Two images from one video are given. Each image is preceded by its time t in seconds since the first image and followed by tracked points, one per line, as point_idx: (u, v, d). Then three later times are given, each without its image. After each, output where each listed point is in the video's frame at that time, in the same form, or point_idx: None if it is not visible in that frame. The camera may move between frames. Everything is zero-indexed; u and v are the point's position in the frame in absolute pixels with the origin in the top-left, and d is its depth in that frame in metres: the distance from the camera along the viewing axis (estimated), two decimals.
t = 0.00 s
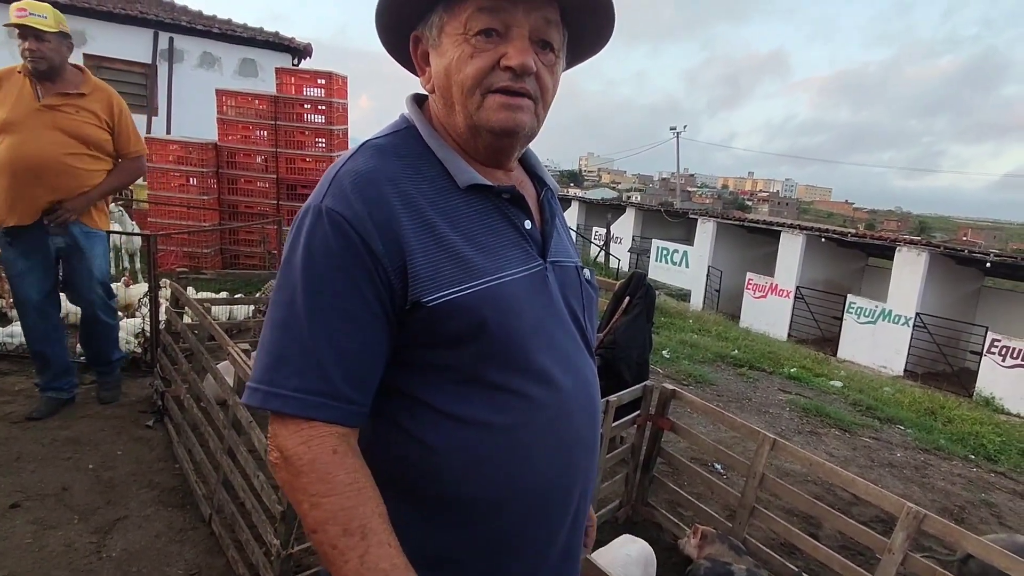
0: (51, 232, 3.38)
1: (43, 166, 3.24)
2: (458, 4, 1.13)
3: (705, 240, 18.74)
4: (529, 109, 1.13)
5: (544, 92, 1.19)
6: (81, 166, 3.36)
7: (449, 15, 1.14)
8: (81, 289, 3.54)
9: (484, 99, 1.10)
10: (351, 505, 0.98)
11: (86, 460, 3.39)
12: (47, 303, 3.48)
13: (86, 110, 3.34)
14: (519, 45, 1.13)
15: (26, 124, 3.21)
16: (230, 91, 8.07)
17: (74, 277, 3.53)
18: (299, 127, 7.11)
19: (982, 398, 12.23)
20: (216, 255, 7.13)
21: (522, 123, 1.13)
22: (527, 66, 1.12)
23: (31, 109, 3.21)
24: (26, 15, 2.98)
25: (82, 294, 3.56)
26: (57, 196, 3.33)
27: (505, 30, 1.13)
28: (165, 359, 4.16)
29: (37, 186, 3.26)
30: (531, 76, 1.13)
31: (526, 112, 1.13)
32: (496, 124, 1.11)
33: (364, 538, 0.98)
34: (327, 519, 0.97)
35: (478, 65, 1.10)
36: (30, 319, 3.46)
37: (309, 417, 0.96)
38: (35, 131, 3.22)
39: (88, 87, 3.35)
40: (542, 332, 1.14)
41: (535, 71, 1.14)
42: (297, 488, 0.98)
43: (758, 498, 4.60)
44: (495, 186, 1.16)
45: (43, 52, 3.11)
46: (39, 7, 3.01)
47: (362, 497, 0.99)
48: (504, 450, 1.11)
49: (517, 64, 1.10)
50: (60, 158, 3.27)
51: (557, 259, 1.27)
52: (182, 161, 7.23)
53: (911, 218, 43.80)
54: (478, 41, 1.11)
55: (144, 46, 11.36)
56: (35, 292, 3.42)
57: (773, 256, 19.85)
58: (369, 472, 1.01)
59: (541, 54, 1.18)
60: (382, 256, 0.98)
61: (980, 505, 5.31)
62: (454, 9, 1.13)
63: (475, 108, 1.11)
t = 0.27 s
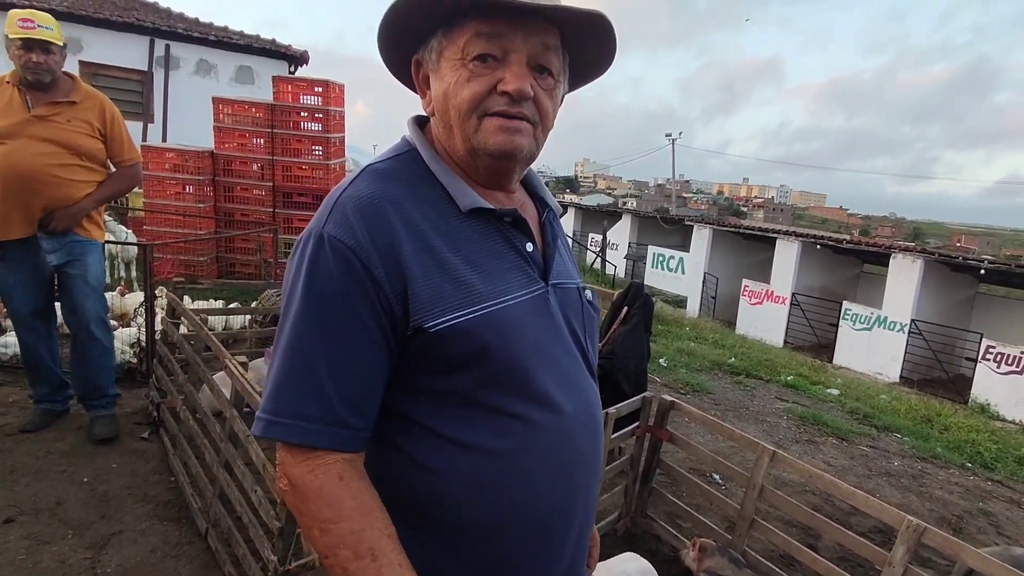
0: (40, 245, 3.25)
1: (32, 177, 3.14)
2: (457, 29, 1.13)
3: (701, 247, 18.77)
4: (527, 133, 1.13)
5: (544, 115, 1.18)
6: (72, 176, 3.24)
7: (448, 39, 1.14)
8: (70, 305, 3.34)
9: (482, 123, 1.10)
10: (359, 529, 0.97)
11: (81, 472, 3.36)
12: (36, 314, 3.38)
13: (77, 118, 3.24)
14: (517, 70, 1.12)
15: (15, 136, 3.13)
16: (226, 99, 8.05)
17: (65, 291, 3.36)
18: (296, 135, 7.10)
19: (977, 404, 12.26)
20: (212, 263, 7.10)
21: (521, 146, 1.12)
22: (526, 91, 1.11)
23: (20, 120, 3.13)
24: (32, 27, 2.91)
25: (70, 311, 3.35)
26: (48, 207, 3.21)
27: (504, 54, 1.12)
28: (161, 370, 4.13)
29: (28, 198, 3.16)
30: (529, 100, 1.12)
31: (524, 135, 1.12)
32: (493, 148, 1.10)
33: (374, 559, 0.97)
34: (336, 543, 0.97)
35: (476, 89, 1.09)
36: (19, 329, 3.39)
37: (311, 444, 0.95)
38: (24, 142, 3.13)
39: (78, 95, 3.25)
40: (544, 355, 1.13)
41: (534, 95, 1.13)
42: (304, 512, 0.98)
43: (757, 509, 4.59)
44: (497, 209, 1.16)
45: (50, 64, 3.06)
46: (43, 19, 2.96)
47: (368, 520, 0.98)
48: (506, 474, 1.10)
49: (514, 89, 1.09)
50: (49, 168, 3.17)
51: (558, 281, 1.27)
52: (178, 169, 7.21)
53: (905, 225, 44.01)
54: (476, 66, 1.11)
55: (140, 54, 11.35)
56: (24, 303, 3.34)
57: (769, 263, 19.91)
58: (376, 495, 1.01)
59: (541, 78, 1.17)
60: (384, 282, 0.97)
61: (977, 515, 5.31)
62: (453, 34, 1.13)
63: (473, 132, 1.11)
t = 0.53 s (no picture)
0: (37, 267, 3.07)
1: (31, 194, 2.95)
2: (459, 48, 1.13)
3: (697, 255, 18.82)
4: (528, 151, 1.13)
5: (545, 133, 1.19)
6: (74, 195, 3.04)
7: (450, 58, 1.14)
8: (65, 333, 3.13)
9: (483, 141, 1.10)
10: (361, 553, 0.97)
11: (75, 485, 3.32)
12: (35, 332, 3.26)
13: (85, 135, 3.04)
14: (519, 89, 1.13)
15: (19, 149, 2.94)
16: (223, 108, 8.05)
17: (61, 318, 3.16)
18: (293, 144, 7.10)
19: (973, 413, 12.28)
20: (208, 272, 7.07)
21: (522, 165, 1.13)
22: (527, 110, 1.11)
23: (27, 133, 2.95)
24: (58, 42, 2.82)
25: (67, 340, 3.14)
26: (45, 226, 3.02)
27: (506, 74, 1.12)
28: (157, 381, 4.10)
29: (23, 215, 2.97)
30: (530, 119, 1.13)
31: (526, 154, 1.13)
32: (495, 166, 1.11)
33: None
34: (337, 569, 0.96)
35: (477, 108, 1.10)
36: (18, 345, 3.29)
37: (314, 465, 0.95)
38: (27, 156, 2.94)
39: (89, 111, 3.05)
40: (547, 372, 1.13)
41: (535, 114, 1.14)
42: (306, 536, 0.97)
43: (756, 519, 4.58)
44: (500, 225, 1.16)
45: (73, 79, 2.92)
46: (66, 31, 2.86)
47: (371, 544, 0.98)
48: (510, 492, 1.10)
49: (515, 109, 1.09)
50: (49, 186, 2.98)
51: (562, 296, 1.26)
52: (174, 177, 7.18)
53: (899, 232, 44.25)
54: (477, 85, 1.11)
55: (137, 62, 11.33)
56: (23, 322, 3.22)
57: (765, 271, 19.97)
58: (377, 518, 1.00)
59: (543, 97, 1.18)
60: (387, 300, 0.97)
61: (976, 524, 5.31)
62: (456, 54, 1.14)
63: (474, 150, 1.11)
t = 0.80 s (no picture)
0: (43, 277, 3.01)
1: (42, 197, 2.92)
2: (468, 53, 1.13)
3: (695, 262, 18.85)
4: (537, 157, 1.14)
5: (553, 139, 1.19)
6: (85, 201, 3.00)
7: (459, 63, 1.14)
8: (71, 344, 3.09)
9: (493, 147, 1.11)
10: (366, 559, 0.97)
11: (72, 492, 3.30)
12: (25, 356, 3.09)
13: (104, 143, 3.03)
14: (529, 95, 1.13)
15: (36, 152, 2.93)
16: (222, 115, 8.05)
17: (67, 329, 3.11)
18: (292, 151, 7.11)
19: (971, 419, 12.29)
20: (206, 279, 7.05)
21: (531, 170, 1.13)
22: (537, 116, 1.12)
23: (45, 137, 2.94)
24: (94, 50, 2.84)
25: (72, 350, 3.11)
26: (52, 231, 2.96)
27: (515, 79, 1.13)
28: (155, 387, 4.08)
29: (30, 219, 2.92)
30: (540, 125, 1.13)
31: (535, 160, 1.13)
32: (504, 171, 1.11)
33: None
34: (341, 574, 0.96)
35: (487, 114, 1.10)
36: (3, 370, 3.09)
37: (320, 471, 0.94)
38: (43, 160, 2.93)
39: (110, 120, 3.06)
40: (554, 374, 1.12)
41: (544, 120, 1.14)
42: (311, 542, 0.97)
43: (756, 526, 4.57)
44: (507, 228, 1.16)
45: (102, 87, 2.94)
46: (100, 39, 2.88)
47: (377, 549, 0.98)
48: (517, 495, 1.09)
49: (526, 114, 1.10)
50: (62, 191, 2.95)
51: (567, 299, 1.26)
52: (173, 184, 7.17)
53: (895, 240, 44.44)
54: (487, 91, 1.11)
55: (136, 69, 11.34)
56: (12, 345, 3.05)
57: (762, 278, 20.01)
58: (383, 523, 1.00)
59: (552, 103, 1.18)
60: (395, 303, 0.96)
61: (975, 531, 5.30)
62: (465, 59, 1.14)
63: (484, 155, 1.11)
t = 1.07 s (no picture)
0: (50, 277, 2.97)
1: (53, 206, 2.88)
2: (475, 62, 1.14)
3: (693, 268, 18.88)
4: (542, 165, 1.15)
5: (557, 148, 1.20)
6: (96, 208, 3.00)
7: (464, 71, 1.15)
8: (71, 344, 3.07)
9: (498, 156, 1.11)
10: (374, 566, 0.97)
11: (68, 498, 3.28)
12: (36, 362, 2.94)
13: (113, 148, 3.03)
14: (535, 104, 1.14)
15: (43, 158, 2.87)
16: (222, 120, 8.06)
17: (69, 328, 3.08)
18: (291, 157, 7.12)
19: (969, 424, 12.31)
20: (204, 284, 7.04)
21: (536, 179, 1.14)
22: (543, 125, 1.13)
23: (54, 142, 2.89)
24: (103, 52, 2.84)
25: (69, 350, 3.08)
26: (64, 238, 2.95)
27: (521, 89, 1.13)
28: (152, 393, 4.07)
29: (41, 227, 2.88)
30: (545, 134, 1.14)
31: (540, 168, 1.14)
32: (509, 179, 1.12)
33: None
34: None
35: (493, 123, 1.11)
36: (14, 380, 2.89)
37: (326, 478, 0.95)
38: (52, 166, 2.88)
39: (118, 125, 3.05)
40: (557, 379, 1.12)
41: (549, 129, 1.15)
42: (318, 549, 0.97)
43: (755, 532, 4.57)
44: (511, 233, 1.16)
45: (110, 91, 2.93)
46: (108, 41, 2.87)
47: (385, 556, 0.98)
48: (520, 501, 1.09)
49: (532, 124, 1.11)
50: (73, 198, 2.92)
51: (570, 305, 1.27)
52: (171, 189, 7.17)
53: (892, 245, 44.55)
54: (493, 100, 1.12)
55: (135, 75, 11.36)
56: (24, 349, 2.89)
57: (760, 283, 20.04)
58: (390, 530, 1.00)
59: (556, 112, 1.19)
60: (400, 309, 0.97)
61: (975, 536, 5.30)
62: (471, 67, 1.14)
63: (489, 164, 1.12)
